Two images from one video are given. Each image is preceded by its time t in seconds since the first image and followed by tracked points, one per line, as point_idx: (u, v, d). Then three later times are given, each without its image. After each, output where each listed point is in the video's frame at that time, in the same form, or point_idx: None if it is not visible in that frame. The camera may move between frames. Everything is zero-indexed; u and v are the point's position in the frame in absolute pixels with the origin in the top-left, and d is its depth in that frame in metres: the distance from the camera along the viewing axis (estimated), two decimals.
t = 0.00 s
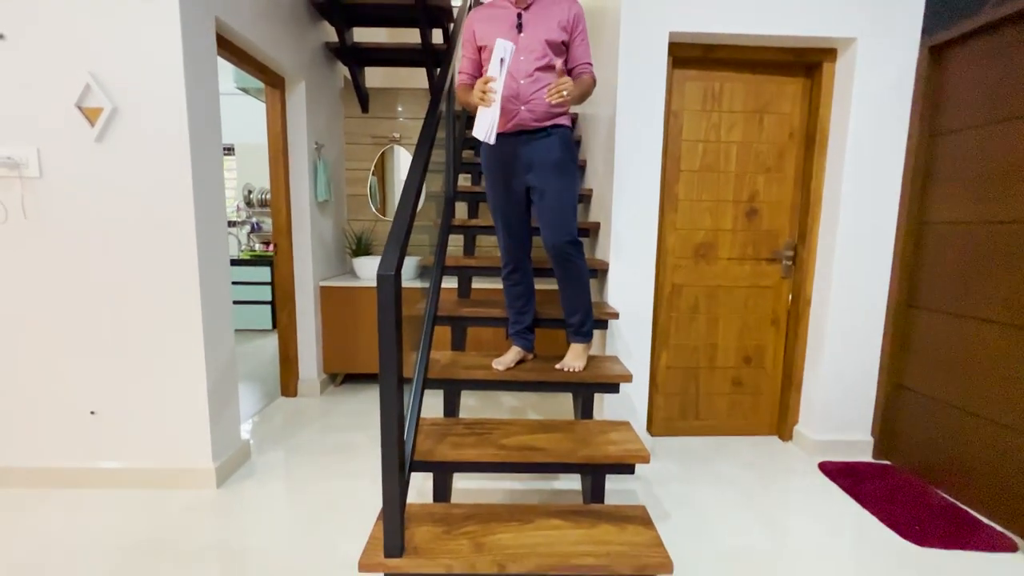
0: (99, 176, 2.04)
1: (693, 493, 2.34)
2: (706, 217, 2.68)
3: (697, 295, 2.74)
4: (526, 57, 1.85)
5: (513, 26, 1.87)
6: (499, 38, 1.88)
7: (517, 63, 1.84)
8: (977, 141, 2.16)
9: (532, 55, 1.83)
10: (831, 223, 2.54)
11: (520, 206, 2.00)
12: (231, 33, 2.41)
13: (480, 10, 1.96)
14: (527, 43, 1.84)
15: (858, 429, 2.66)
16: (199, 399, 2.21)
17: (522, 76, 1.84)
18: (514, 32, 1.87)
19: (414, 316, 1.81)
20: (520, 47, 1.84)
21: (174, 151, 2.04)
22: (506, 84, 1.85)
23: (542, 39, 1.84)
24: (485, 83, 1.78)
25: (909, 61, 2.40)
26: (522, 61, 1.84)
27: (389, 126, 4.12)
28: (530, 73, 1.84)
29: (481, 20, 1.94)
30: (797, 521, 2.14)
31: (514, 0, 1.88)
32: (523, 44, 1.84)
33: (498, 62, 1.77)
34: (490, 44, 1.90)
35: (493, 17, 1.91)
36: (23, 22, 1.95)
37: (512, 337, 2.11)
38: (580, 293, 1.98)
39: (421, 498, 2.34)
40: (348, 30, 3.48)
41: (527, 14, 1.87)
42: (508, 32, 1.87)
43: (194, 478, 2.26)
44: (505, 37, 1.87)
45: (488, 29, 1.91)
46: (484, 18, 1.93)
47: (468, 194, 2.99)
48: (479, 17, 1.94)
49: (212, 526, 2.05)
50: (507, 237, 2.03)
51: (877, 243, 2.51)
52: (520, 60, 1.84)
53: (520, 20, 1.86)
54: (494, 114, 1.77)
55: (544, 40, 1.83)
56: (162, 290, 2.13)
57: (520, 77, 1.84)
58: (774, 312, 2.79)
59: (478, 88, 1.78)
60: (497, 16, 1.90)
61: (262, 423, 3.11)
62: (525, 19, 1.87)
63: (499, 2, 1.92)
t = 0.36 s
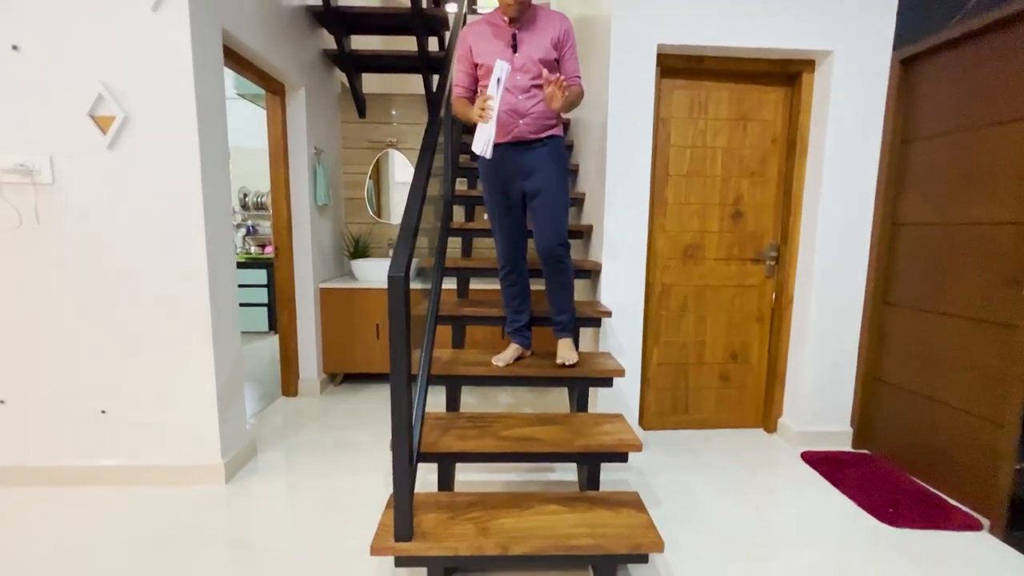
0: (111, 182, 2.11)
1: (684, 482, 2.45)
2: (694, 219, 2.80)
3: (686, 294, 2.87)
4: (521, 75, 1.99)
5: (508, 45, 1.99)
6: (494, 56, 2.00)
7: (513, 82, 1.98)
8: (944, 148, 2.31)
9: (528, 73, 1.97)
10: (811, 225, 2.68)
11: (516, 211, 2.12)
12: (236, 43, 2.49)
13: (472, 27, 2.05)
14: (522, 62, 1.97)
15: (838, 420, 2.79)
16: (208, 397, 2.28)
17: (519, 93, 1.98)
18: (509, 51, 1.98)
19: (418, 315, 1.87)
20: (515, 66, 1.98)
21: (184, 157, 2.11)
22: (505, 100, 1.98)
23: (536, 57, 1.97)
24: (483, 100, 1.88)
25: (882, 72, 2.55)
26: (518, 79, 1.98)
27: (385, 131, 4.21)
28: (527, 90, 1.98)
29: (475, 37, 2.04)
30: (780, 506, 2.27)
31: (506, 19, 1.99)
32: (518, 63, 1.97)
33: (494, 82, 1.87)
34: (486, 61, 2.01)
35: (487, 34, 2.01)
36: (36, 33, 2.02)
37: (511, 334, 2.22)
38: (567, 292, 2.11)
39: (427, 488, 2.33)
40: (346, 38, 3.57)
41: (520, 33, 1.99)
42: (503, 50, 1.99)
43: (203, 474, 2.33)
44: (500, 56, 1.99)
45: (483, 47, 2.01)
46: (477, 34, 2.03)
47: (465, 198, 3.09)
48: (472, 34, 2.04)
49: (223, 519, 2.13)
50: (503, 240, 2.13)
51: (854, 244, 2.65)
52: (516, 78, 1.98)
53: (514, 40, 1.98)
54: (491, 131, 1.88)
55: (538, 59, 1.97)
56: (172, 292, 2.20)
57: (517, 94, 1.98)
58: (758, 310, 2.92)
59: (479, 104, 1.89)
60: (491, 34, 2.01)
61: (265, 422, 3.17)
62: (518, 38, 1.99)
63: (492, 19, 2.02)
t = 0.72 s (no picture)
0: (119, 187, 2.19)
1: (670, 475, 2.57)
2: (681, 224, 2.93)
3: (673, 295, 2.99)
4: (521, 92, 2.09)
5: (509, 63, 2.08)
6: (495, 74, 2.09)
7: (514, 98, 2.09)
8: (913, 158, 2.45)
9: (529, 91, 2.08)
10: (791, 230, 2.81)
11: (513, 218, 2.23)
12: (239, 52, 2.58)
13: (473, 43, 2.13)
14: (522, 80, 2.07)
15: (817, 415, 2.93)
16: (212, 395, 2.36)
17: (519, 109, 2.09)
18: (510, 69, 2.08)
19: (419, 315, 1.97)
20: (516, 83, 2.07)
21: (190, 164, 2.20)
22: (506, 116, 2.09)
23: (536, 76, 2.07)
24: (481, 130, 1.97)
25: (857, 86, 2.69)
26: (519, 96, 2.08)
27: (381, 136, 4.30)
28: (528, 107, 2.09)
29: (476, 53, 2.12)
30: (760, 497, 2.39)
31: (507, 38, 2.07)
32: (519, 80, 2.07)
33: (492, 115, 1.94)
34: (487, 78, 2.11)
35: (488, 51, 2.10)
36: (46, 44, 2.09)
37: (506, 334, 2.32)
38: (552, 294, 2.23)
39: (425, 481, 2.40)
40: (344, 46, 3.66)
41: (521, 52, 2.08)
42: (504, 68, 2.08)
43: (207, 470, 2.41)
44: (501, 73, 2.08)
45: (485, 63, 2.11)
46: (478, 51, 2.12)
47: (461, 202, 3.18)
48: (473, 50, 2.12)
49: (226, 513, 2.21)
50: (501, 243, 2.22)
51: (832, 248, 2.79)
52: (517, 95, 2.09)
53: (514, 58, 2.07)
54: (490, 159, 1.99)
55: (538, 77, 2.07)
56: (178, 293, 2.28)
57: (518, 110, 2.09)
58: (742, 311, 3.05)
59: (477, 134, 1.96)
60: (492, 51, 2.10)
61: (264, 421, 3.24)
62: (518, 56, 2.08)
63: (492, 37, 2.10)
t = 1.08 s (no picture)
0: (123, 188, 2.24)
1: (657, 470, 2.64)
2: (670, 226, 3.01)
3: (662, 296, 3.07)
4: (530, 97, 2.16)
5: (522, 68, 2.16)
6: (508, 77, 2.19)
7: (522, 103, 2.16)
8: (891, 165, 2.55)
9: (537, 96, 2.15)
10: (776, 233, 2.90)
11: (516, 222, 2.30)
12: (239, 57, 2.65)
13: (494, 48, 2.25)
14: (532, 85, 2.14)
15: (801, 413, 3.02)
16: (212, 390, 2.42)
17: (527, 113, 2.16)
18: (522, 74, 2.16)
19: (414, 314, 2.04)
20: (525, 88, 2.15)
21: (193, 166, 2.26)
22: (513, 119, 2.18)
23: (545, 82, 2.13)
24: (487, 124, 2.12)
25: (839, 95, 2.78)
26: (527, 100, 2.16)
27: (378, 138, 4.37)
28: (534, 112, 2.15)
29: (495, 57, 2.24)
30: (743, 491, 2.47)
31: (523, 44, 2.17)
32: (528, 85, 2.15)
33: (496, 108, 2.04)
34: (501, 81, 2.20)
35: (505, 56, 2.20)
36: (52, 48, 2.15)
37: (499, 332, 2.39)
38: (557, 296, 2.29)
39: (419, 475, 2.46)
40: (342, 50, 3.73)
41: (534, 58, 2.16)
42: (517, 72, 2.17)
43: (205, 464, 2.46)
44: (513, 78, 2.17)
45: (500, 67, 2.21)
46: (497, 56, 2.23)
47: (456, 205, 3.25)
48: (492, 55, 2.23)
49: (225, 505, 2.26)
50: (502, 245, 2.30)
51: (815, 251, 2.88)
52: (526, 100, 2.16)
53: (527, 64, 2.15)
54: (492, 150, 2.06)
55: (547, 83, 2.12)
56: (178, 292, 2.33)
57: (525, 114, 2.16)
58: (729, 311, 3.14)
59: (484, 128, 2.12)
60: (508, 57, 2.20)
61: (261, 418, 3.30)
62: (532, 63, 2.16)
63: (510, 43, 2.20)
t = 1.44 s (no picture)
0: (134, 191, 2.34)
1: (650, 468, 2.71)
2: (663, 230, 3.09)
3: (656, 298, 3.14)
4: (539, 105, 2.26)
5: (533, 78, 2.27)
6: (520, 86, 2.29)
7: (531, 110, 2.26)
8: (877, 171, 2.62)
9: (545, 104, 2.24)
10: (767, 237, 2.97)
11: (522, 226, 2.38)
12: (246, 65, 2.75)
13: (510, 59, 2.38)
14: (541, 94, 2.24)
15: (792, 414, 3.08)
16: (216, 387, 2.50)
17: (534, 120, 2.25)
18: (533, 83, 2.27)
19: (412, 313, 2.11)
20: (535, 96, 2.25)
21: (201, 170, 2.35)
22: (521, 126, 2.27)
23: (553, 92, 2.22)
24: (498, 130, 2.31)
25: (827, 103, 2.86)
26: (536, 108, 2.25)
27: (380, 143, 4.47)
28: (541, 119, 2.24)
29: (510, 67, 2.35)
30: (732, 488, 2.53)
31: (537, 55, 2.29)
32: (538, 94, 2.25)
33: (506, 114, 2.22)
34: (513, 90, 2.32)
35: (519, 66, 2.32)
36: (68, 57, 2.25)
37: (496, 332, 2.46)
38: (558, 298, 2.37)
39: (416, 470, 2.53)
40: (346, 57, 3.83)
41: (546, 69, 2.26)
42: (528, 81, 2.28)
43: (210, 459, 2.54)
44: (525, 87, 2.28)
45: (513, 77, 2.32)
46: (512, 67, 2.35)
47: (455, 208, 3.34)
48: (507, 65, 2.35)
49: (229, 498, 2.34)
50: (506, 247, 2.38)
51: (804, 255, 2.95)
52: (534, 107, 2.26)
53: (538, 74, 2.26)
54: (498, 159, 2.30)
55: (555, 93, 2.22)
56: (187, 291, 2.42)
57: (533, 120, 2.25)
58: (721, 313, 3.21)
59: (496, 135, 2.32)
60: (522, 67, 2.31)
61: (263, 415, 3.38)
62: (543, 73, 2.26)
63: (525, 55, 2.32)
